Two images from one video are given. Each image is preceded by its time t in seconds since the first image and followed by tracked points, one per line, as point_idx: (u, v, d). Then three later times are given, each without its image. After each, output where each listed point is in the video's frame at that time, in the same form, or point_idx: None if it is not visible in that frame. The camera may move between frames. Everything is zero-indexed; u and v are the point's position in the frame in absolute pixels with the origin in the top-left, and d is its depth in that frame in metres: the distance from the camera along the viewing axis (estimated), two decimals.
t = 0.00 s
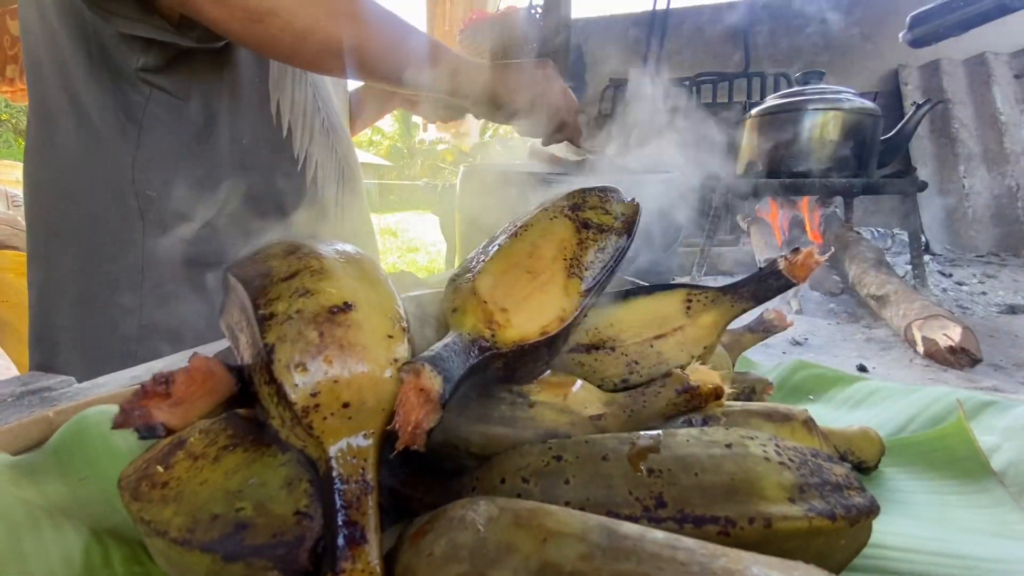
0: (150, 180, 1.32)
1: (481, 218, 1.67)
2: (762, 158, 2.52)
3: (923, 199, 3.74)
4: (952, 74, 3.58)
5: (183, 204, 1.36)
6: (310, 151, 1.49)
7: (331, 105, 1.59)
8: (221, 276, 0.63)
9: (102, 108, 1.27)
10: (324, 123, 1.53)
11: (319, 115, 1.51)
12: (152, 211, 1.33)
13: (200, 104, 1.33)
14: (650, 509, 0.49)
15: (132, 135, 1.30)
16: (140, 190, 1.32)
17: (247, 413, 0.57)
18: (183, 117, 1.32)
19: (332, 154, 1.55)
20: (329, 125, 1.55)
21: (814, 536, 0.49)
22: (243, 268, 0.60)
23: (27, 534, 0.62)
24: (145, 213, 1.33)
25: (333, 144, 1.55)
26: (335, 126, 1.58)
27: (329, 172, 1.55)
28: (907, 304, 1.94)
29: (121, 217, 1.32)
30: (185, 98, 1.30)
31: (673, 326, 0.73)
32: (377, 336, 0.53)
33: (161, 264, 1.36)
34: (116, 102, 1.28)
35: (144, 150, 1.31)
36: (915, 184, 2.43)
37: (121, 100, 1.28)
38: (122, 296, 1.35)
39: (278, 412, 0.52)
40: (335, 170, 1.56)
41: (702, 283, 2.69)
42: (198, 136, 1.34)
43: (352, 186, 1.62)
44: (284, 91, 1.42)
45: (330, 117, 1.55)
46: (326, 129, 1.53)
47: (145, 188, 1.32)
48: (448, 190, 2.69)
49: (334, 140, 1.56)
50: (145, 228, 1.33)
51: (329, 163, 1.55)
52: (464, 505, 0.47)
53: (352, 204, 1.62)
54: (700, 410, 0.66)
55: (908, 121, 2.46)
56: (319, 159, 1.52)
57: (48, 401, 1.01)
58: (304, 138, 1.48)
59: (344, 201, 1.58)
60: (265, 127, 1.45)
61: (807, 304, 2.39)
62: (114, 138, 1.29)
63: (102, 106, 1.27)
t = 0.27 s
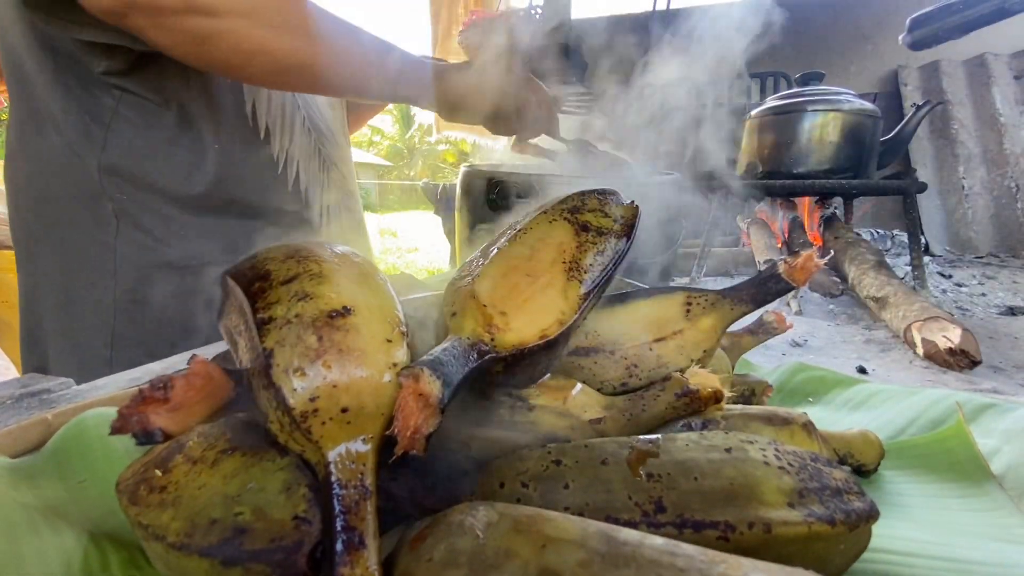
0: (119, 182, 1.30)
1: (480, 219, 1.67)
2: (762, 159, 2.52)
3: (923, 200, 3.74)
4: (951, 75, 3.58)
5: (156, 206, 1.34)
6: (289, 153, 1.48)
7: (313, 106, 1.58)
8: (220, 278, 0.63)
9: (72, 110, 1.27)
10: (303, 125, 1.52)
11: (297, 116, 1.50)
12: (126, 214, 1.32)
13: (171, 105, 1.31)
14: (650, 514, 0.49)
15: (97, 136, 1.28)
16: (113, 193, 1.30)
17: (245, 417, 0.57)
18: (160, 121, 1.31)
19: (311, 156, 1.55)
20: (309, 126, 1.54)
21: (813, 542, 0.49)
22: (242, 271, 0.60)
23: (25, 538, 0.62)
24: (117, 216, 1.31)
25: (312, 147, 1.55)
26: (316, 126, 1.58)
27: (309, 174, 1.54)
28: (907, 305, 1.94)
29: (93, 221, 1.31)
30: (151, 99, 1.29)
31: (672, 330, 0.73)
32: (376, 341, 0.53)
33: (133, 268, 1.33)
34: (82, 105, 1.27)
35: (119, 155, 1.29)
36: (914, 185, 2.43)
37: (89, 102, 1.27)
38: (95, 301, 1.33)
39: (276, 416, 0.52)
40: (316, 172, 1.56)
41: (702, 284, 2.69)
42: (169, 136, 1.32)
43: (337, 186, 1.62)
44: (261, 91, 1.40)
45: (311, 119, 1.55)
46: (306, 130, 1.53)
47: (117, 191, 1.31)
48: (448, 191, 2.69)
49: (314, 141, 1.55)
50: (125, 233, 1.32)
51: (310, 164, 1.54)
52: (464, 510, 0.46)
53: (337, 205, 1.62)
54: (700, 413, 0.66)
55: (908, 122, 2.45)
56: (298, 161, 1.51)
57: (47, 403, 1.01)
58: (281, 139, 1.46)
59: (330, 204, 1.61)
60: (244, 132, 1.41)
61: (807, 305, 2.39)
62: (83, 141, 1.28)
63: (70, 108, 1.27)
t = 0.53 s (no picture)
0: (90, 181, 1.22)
1: (479, 217, 1.67)
2: (761, 158, 2.52)
3: (922, 200, 3.74)
4: (950, 75, 3.58)
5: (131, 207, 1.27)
6: (265, 154, 1.41)
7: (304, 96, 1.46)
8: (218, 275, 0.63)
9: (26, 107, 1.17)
10: (283, 122, 1.42)
11: (276, 114, 1.40)
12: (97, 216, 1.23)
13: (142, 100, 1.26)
14: (649, 512, 0.49)
15: (60, 137, 1.19)
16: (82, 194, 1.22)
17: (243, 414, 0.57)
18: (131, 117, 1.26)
19: (296, 154, 1.46)
20: (291, 123, 1.43)
21: (812, 539, 0.49)
22: (240, 269, 0.60)
23: (22, 537, 0.61)
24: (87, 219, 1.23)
25: (297, 145, 1.45)
26: (307, 119, 1.45)
27: (294, 174, 1.47)
28: (906, 305, 1.94)
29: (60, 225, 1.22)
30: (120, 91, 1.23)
31: (671, 328, 0.73)
32: (374, 338, 0.53)
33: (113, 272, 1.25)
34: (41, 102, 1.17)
35: (87, 155, 1.22)
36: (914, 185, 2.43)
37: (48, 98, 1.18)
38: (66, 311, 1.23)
39: (273, 413, 0.52)
40: (302, 173, 1.48)
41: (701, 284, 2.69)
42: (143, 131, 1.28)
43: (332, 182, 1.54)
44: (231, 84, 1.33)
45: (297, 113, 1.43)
46: (287, 128, 1.42)
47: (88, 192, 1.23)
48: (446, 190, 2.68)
49: (299, 138, 1.45)
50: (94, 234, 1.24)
51: (292, 163, 1.46)
52: (461, 508, 0.46)
53: (329, 202, 1.54)
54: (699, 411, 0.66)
55: (907, 122, 2.45)
56: (276, 162, 1.43)
57: (45, 402, 1.01)
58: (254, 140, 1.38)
59: (317, 204, 1.52)
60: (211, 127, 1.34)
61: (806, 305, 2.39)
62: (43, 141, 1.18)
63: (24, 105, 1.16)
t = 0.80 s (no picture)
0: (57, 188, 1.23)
1: (477, 217, 1.67)
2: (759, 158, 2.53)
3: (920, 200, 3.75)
4: (948, 75, 3.59)
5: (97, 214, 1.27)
6: (225, 150, 1.35)
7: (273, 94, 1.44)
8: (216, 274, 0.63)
9: None
10: (246, 116, 1.39)
11: (236, 107, 1.37)
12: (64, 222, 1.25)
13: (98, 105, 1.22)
14: (646, 509, 0.49)
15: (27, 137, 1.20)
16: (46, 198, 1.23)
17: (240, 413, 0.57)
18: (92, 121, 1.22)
19: (262, 152, 1.41)
20: (256, 117, 1.40)
21: (809, 537, 0.49)
22: (237, 268, 0.60)
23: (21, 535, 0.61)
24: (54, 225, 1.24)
25: (263, 142, 1.41)
26: (272, 117, 1.42)
27: (261, 173, 1.41)
28: (904, 305, 1.94)
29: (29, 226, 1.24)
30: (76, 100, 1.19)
31: (669, 327, 0.73)
32: (373, 337, 0.53)
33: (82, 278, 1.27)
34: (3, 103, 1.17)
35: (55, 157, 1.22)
36: (911, 185, 2.44)
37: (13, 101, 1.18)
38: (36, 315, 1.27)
39: (272, 412, 0.52)
40: (271, 171, 1.43)
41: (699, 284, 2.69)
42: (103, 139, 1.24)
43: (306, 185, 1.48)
44: (180, 82, 1.30)
45: (263, 109, 1.41)
46: (251, 123, 1.39)
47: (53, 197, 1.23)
48: (445, 189, 2.68)
49: (266, 135, 1.41)
50: (67, 233, 1.25)
51: (259, 161, 1.41)
52: (460, 506, 0.46)
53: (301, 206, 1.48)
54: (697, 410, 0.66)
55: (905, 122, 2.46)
56: (240, 159, 1.38)
57: (42, 401, 1.01)
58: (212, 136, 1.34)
59: (290, 206, 1.46)
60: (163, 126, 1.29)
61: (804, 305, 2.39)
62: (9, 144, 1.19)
63: None
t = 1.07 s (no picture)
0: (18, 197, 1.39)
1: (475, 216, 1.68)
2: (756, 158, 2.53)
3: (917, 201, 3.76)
4: (944, 76, 3.61)
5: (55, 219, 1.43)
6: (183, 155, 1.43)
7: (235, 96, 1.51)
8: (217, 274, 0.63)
9: None
10: (208, 121, 1.46)
11: (198, 110, 1.44)
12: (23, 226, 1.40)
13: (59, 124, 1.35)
14: (645, 506, 0.50)
15: None
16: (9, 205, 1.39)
17: (241, 412, 0.58)
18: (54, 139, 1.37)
19: (224, 156, 1.50)
20: (218, 121, 1.48)
21: (806, 532, 0.50)
22: (238, 268, 0.60)
23: (22, 534, 0.61)
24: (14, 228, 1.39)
25: (225, 145, 1.50)
26: (233, 120, 1.51)
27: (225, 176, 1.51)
28: (900, 305, 1.95)
29: None
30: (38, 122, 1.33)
31: (667, 326, 0.74)
32: (375, 335, 0.54)
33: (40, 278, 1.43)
34: None
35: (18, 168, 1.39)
36: (908, 185, 2.45)
37: None
38: None
39: (274, 409, 0.52)
40: (235, 175, 1.52)
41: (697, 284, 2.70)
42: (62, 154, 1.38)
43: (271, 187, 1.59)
44: (131, 84, 1.34)
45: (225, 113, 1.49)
46: (215, 127, 1.48)
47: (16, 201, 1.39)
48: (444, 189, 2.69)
49: (229, 139, 1.50)
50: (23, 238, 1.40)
51: (223, 164, 1.50)
52: (461, 502, 0.47)
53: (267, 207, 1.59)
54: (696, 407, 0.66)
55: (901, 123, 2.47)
56: (203, 163, 1.47)
57: (41, 400, 1.01)
58: (170, 140, 1.41)
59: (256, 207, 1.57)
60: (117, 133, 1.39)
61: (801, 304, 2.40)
62: None
63: None
